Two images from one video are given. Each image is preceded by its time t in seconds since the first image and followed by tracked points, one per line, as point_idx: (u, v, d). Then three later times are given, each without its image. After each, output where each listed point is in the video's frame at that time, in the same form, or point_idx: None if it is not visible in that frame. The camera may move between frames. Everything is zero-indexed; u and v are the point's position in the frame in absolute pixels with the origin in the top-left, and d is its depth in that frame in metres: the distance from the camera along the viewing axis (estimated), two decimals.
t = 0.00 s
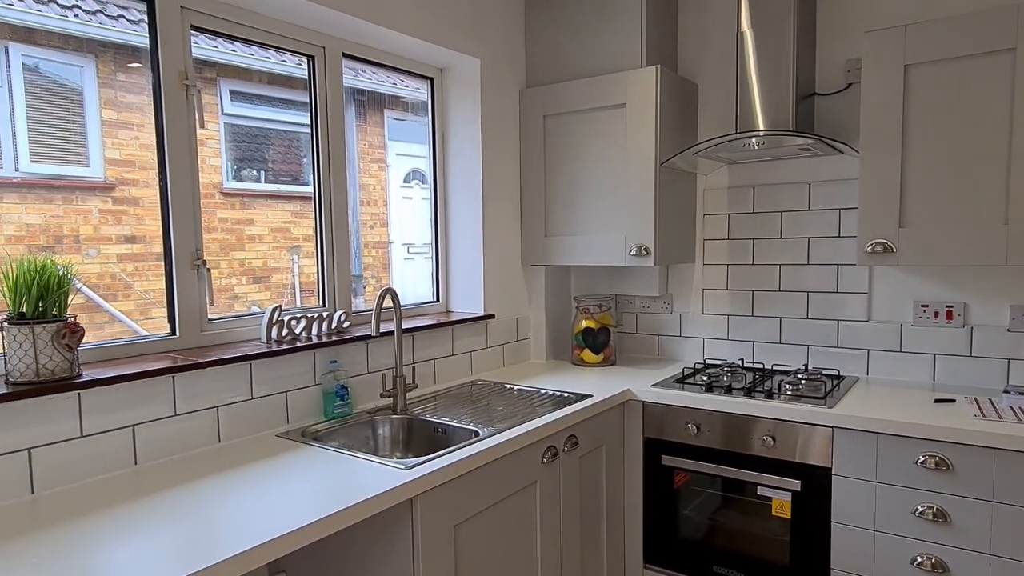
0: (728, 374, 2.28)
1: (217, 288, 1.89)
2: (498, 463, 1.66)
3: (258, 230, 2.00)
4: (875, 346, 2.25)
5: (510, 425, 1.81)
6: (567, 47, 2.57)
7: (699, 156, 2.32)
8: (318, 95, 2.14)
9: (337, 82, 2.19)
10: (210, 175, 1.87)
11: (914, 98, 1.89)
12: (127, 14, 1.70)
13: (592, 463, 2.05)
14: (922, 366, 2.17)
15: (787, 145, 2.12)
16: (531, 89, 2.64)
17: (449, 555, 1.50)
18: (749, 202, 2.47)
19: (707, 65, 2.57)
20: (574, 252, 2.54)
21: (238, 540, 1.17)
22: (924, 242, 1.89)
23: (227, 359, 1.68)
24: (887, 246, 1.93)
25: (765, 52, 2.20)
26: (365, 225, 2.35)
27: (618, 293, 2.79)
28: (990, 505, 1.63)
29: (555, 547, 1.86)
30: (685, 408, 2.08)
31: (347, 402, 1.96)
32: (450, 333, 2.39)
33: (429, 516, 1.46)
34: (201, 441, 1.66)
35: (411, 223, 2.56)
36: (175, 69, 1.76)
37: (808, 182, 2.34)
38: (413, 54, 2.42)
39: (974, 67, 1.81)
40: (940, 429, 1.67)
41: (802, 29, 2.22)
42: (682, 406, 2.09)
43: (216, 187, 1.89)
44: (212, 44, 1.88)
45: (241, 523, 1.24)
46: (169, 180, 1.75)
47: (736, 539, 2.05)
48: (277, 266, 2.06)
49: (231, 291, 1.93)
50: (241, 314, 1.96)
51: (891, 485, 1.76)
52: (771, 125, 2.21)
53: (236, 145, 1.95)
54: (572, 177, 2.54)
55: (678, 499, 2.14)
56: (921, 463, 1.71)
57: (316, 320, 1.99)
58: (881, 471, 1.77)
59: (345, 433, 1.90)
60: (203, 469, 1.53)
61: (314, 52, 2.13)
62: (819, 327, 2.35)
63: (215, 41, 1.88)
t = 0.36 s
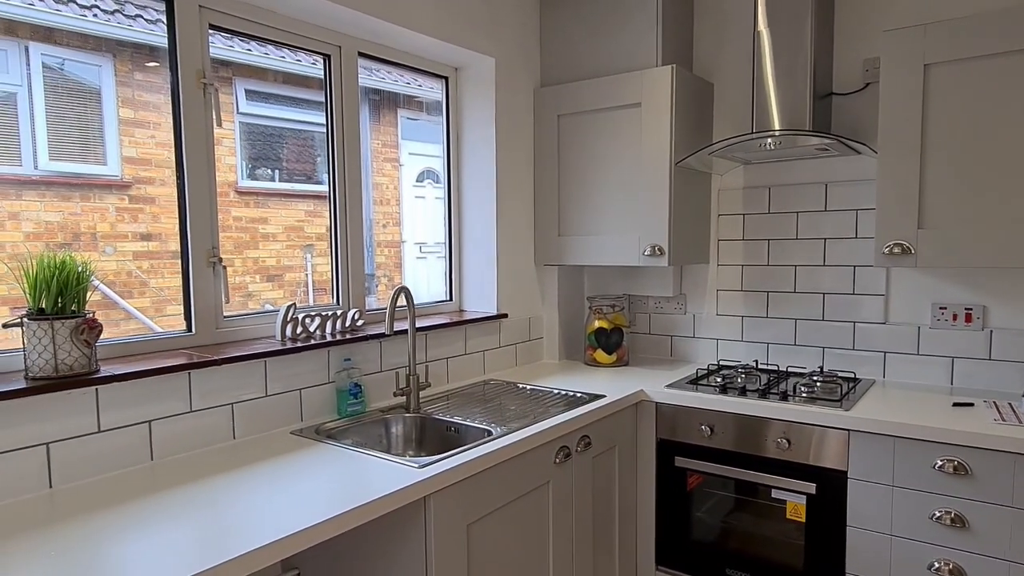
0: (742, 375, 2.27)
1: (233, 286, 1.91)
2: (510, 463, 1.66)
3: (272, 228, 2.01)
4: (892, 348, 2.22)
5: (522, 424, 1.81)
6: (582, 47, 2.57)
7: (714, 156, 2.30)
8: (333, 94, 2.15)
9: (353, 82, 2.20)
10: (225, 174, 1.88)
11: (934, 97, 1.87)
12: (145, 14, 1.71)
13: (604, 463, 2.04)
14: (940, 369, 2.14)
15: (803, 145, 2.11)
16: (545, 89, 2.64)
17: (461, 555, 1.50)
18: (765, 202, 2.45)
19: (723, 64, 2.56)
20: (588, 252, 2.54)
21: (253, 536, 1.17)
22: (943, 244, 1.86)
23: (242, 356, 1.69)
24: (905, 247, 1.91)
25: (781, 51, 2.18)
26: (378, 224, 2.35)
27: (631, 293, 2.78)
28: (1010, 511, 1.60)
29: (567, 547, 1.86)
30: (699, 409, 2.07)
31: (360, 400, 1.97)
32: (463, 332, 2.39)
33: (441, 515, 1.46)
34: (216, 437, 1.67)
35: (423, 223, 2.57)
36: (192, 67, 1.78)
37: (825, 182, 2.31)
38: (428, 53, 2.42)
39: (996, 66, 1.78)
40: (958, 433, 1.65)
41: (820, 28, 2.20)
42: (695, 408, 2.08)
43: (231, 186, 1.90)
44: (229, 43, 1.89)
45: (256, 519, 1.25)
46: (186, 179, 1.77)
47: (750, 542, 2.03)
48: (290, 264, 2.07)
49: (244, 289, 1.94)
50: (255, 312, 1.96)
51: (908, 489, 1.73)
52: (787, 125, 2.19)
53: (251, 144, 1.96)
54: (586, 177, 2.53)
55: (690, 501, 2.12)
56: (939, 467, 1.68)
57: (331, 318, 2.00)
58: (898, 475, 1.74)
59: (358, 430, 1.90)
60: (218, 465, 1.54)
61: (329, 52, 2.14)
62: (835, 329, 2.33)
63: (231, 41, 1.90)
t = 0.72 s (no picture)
0: (753, 374, 2.26)
1: (243, 284, 1.92)
2: (519, 461, 1.65)
3: (282, 227, 2.02)
4: (904, 347, 2.20)
5: (532, 423, 1.81)
6: (592, 45, 2.56)
7: (725, 153, 2.29)
8: (343, 93, 2.16)
9: (363, 80, 2.20)
10: (235, 172, 1.89)
11: (948, 94, 1.85)
12: (156, 14, 1.72)
13: (614, 462, 2.03)
14: (954, 369, 2.11)
15: (815, 142, 2.09)
16: (555, 87, 2.64)
17: (470, 553, 1.50)
18: (776, 200, 2.43)
19: (734, 62, 2.54)
20: (598, 250, 2.53)
21: (264, 533, 1.18)
22: (957, 242, 1.84)
23: (253, 354, 1.70)
24: (919, 245, 1.89)
25: (793, 48, 2.17)
26: (387, 223, 2.36)
27: (640, 291, 2.77)
28: None
29: (577, 546, 1.85)
30: (709, 408, 2.06)
31: (370, 398, 1.97)
32: (472, 330, 2.39)
33: (451, 513, 1.46)
34: (227, 434, 1.68)
35: (432, 221, 2.57)
36: (204, 66, 1.79)
37: (837, 180, 2.30)
38: (438, 51, 2.43)
39: (1011, 61, 1.76)
40: (973, 432, 1.63)
41: (833, 24, 2.18)
42: (705, 407, 2.07)
43: (241, 184, 1.91)
44: (239, 43, 1.90)
45: (266, 516, 1.25)
46: (199, 178, 1.78)
47: (760, 542, 2.02)
48: (300, 263, 2.07)
49: (254, 287, 1.95)
50: (265, 310, 1.97)
51: (921, 489, 1.71)
52: (798, 122, 2.17)
53: (261, 143, 1.96)
54: (596, 175, 2.53)
55: (700, 501, 2.11)
56: (952, 467, 1.66)
57: (340, 316, 2.00)
58: (911, 475, 1.72)
59: (368, 428, 1.91)
60: (229, 462, 1.55)
61: (340, 50, 2.15)
62: (847, 328, 2.31)
63: (242, 41, 1.90)
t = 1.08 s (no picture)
0: (768, 371, 2.24)
1: (257, 280, 1.92)
2: (533, 458, 1.65)
3: (294, 224, 2.02)
4: (922, 344, 2.17)
5: (545, 420, 1.80)
6: (605, 39, 2.54)
7: (740, 148, 2.27)
8: (356, 89, 2.16)
9: (376, 76, 2.20)
10: (248, 170, 1.89)
11: (968, 87, 1.82)
12: (170, 11, 1.73)
13: (627, 459, 2.02)
14: (973, 366, 2.08)
15: (832, 137, 2.06)
16: (568, 82, 2.62)
17: (484, 549, 1.49)
18: (792, 196, 2.40)
19: (749, 56, 2.52)
20: (611, 247, 2.52)
21: (278, 529, 1.18)
22: (977, 238, 1.81)
23: (268, 350, 1.71)
24: (938, 241, 1.87)
25: (809, 42, 2.14)
26: (398, 220, 2.36)
27: (653, 288, 2.75)
28: None
29: (590, 544, 1.85)
30: (723, 406, 2.05)
31: (383, 394, 1.97)
32: (484, 326, 2.39)
33: (465, 509, 1.46)
34: (242, 430, 1.68)
35: (444, 218, 2.56)
36: (218, 63, 1.79)
37: (854, 175, 2.27)
38: (451, 46, 2.42)
39: None
40: (993, 430, 1.60)
41: (850, 17, 2.15)
42: (720, 404, 2.05)
43: (254, 181, 1.91)
44: (252, 40, 1.90)
45: (281, 512, 1.26)
46: (213, 174, 1.79)
47: (776, 541, 2.00)
48: (311, 259, 2.07)
49: (267, 284, 1.95)
50: (277, 306, 1.98)
51: (941, 489, 1.69)
52: (815, 116, 2.15)
53: (273, 140, 1.96)
54: (610, 170, 2.51)
55: (715, 499, 2.10)
56: (972, 466, 1.63)
57: (354, 312, 2.01)
58: (930, 474, 1.70)
59: (381, 424, 1.91)
60: (244, 457, 1.55)
61: (353, 45, 2.15)
62: (863, 325, 2.28)
63: (254, 38, 1.90)
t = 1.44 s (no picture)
0: (785, 369, 2.21)
1: (269, 276, 1.91)
2: (548, 456, 1.63)
3: (305, 220, 2.00)
4: (943, 342, 2.12)
5: (559, 417, 1.78)
6: (619, 32, 2.51)
7: (756, 142, 2.23)
8: (368, 84, 2.14)
9: (388, 70, 2.19)
10: (259, 166, 1.88)
11: (994, 78, 1.77)
12: (180, 8, 1.71)
13: (642, 457, 2.00)
14: (996, 364, 2.03)
15: (851, 129, 2.03)
16: (581, 76, 2.59)
17: (499, 548, 1.48)
18: (810, 190, 2.37)
19: (765, 48, 2.48)
20: (624, 243, 2.49)
21: (294, 526, 1.17)
22: (1002, 233, 1.77)
23: (280, 346, 1.70)
24: (961, 236, 1.83)
25: (828, 33, 2.10)
26: (408, 216, 2.34)
27: (667, 284, 2.72)
28: None
29: (605, 542, 1.83)
30: (740, 403, 2.02)
31: (396, 391, 1.96)
32: (497, 323, 2.37)
33: (480, 508, 1.44)
34: (255, 426, 1.67)
35: (455, 214, 2.54)
36: (230, 57, 1.78)
37: (873, 169, 2.23)
38: (463, 40, 2.40)
39: None
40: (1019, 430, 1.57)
41: (871, 8, 2.11)
42: (736, 401, 2.02)
43: (265, 178, 1.89)
44: (262, 36, 1.89)
45: (297, 509, 1.24)
46: (225, 169, 1.78)
47: (793, 541, 1.97)
48: (322, 256, 2.06)
49: (278, 280, 1.94)
50: (288, 302, 1.96)
51: (964, 489, 1.65)
52: (834, 109, 2.11)
53: (284, 136, 1.94)
54: (623, 165, 2.49)
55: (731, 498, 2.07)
56: (997, 466, 1.60)
57: (366, 308, 2.00)
58: (954, 474, 1.67)
59: (394, 421, 1.89)
60: (257, 454, 1.54)
61: (365, 39, 2.13)
62: (883, 322, 2.24)
63: (264, 34, 1.89)
